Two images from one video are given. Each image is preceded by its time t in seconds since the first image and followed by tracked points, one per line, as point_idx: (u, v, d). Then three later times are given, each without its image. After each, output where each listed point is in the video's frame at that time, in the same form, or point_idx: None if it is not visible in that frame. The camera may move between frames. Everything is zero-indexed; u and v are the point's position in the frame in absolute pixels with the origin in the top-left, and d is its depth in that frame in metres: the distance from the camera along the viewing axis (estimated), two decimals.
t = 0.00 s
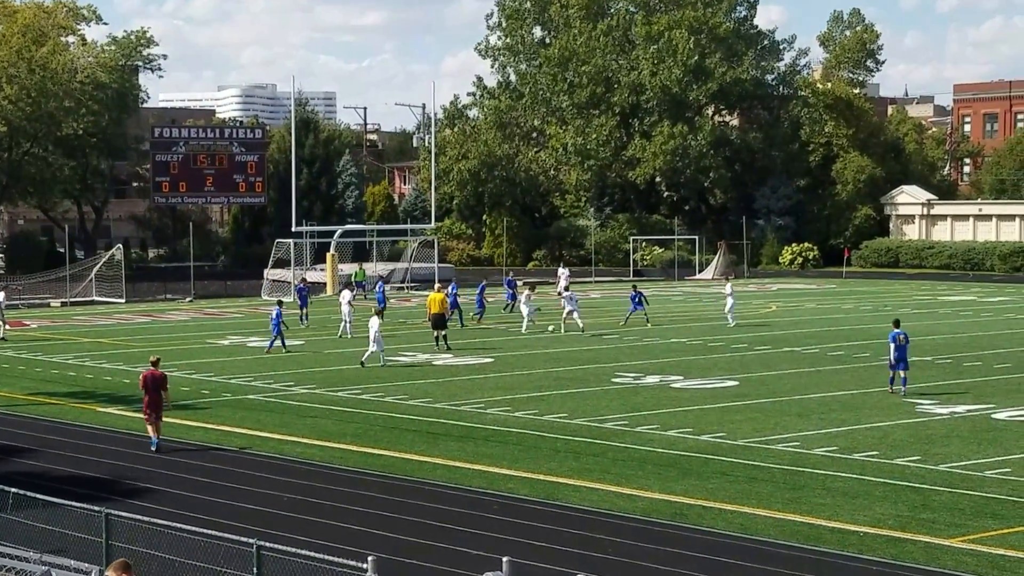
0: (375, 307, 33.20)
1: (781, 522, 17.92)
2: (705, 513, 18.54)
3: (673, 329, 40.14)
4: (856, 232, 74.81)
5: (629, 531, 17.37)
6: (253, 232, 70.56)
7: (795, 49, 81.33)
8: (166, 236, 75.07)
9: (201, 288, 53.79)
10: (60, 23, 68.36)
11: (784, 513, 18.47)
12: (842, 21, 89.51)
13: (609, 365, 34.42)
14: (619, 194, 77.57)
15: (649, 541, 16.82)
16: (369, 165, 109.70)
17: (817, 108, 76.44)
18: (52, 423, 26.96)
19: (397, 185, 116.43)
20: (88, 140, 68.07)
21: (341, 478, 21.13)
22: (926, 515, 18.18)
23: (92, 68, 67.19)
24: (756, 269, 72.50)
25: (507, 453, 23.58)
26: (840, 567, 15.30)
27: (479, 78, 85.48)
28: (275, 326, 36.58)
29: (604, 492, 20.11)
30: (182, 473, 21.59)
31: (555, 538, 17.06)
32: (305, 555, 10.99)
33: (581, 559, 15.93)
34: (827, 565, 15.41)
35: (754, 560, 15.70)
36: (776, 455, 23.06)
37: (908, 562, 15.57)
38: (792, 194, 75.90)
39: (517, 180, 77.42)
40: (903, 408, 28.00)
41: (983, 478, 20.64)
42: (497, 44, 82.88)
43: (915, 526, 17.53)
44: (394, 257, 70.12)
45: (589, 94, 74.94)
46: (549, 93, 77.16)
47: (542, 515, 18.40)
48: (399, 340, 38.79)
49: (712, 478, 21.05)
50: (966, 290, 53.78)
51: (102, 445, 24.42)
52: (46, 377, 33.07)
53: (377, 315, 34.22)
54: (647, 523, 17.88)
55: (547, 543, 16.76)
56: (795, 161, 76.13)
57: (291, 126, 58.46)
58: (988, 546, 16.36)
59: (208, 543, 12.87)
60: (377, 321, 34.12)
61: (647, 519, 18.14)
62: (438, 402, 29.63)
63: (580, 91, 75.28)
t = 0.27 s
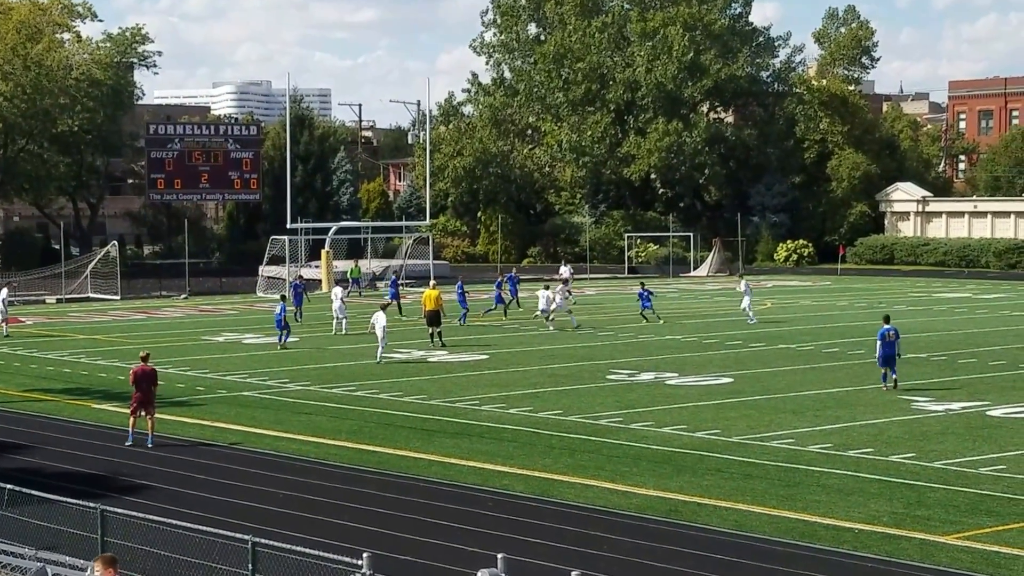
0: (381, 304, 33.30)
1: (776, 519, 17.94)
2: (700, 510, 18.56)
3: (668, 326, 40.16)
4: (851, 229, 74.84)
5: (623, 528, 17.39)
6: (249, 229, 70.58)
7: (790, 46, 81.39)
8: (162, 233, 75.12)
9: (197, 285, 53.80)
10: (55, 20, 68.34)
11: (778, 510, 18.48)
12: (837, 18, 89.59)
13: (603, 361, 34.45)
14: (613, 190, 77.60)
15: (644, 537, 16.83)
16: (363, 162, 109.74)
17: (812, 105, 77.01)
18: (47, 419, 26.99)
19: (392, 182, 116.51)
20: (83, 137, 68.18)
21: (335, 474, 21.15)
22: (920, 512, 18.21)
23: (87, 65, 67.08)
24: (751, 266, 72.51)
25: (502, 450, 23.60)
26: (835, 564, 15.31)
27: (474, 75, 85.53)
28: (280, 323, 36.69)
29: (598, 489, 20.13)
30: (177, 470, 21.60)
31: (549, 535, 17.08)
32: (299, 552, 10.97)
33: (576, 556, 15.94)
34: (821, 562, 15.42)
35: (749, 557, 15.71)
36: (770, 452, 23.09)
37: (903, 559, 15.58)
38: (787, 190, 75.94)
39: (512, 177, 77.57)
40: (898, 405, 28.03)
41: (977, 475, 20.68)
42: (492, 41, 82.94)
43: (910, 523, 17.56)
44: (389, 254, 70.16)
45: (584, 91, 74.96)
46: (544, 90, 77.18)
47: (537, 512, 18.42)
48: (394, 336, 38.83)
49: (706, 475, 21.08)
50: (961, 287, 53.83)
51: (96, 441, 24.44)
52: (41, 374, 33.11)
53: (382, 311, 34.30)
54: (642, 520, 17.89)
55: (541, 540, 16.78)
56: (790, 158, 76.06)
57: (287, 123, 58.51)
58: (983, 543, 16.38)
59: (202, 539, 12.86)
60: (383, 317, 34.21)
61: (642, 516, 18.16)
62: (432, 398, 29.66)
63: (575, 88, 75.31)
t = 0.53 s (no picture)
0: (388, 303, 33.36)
1: (773, 515, 17.98)
2: (697, 507, 18.58)
3: (665, 323, 40.16)
4: (848, 226, 74.89)
5: (619, 525, 17.39)
6: (246, 226, 70.62)
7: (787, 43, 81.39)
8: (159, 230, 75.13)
9: (194, 282, 53.83)
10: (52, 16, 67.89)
11: (776, 507, 18.51)
12: (834, 14, 89.60)
13: (601, 358, 34.46)
14: (610, 187, 77.55)
15: (642, 534, 16.85)
16: (361, 158, 109.82)
17: (809, 102, 76.94)
18: (45, 415, 27.01)
19: (390, 179, 116.52)
20: (81, 135, 68.24)
21: (333, 471, 21.15)
22: (918, 509, 18.23)
23: (84, 62, 66.69)
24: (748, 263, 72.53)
25: (499, 446, 23.62)
26: (832, 561, 15.33)
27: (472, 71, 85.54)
28: (286, 320, 36.79)
29: (595, 485, 20.15)
30: (174, 466, 21.61)
31: (547, 531, 17.08)
32: (296, 549, 10.90)
33: (573, 553, 15.94)
34: (818, 558, 15.45)
35: (747, 554, 15.71)
36: (767, 448, 23.10)
37: (900, 556, 15.59)
38: (784, 187, 76.00)
39: (509, 174, 77.57)
40: (896, 401, 28.03)
41: (974, 472, 20.69)
42: (489, 38, 82.96)
43: (908, 520, 17.54)
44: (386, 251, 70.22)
45: (581, 88, 74.99)
46: (541, 87, 77.22)
47: (534, 508, 18.44)
48: (391, 333, 38.82)
49: (704, 472, 21.10)
50: (959, 283, 53.82)
51: (93, 438, 24.45)
52: (39, 370, 33.12)
53: (389, 309, 34.35)
54: (639, 516, 17.91)
55: (539, 537, 16.78)
56: (787, 155, 76.02)
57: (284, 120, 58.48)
58: (981, 539, 16.40)
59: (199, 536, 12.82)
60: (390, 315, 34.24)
61: (640, 512, 18.18)
62: (430, 395, 29.68)
63: (572, 85, 75.33)
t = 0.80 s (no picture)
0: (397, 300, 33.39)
1: (772, 512, 18.00)
2: (697, 503, 18.60)
3: (665, 320, 40.15)
4: (847, 222, 74.93)
5: (619, 521, 17.41)
6: (246, 222, 70.69)
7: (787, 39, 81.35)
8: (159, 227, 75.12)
9: (194, 279, 53.86)
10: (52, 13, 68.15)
11: (775, 503, 18.52)
12: (834, 11, 89.53)
13: (600, 355, 34.46)
14: (609, 183, 77.59)
15: (641, 531, 16.87)
16: (361, 154, 109.85)
17: (808, 98, 76.55)
18: (45, 412, 27.03)
19: (390, 175, 116.55)
20: (81, 131, 68.19)
21: (334, 468, 21.16)
22: (917, 505, 18.25)
23: (84, 59, 67.01)
24: (748, 259, 72.56)
25: (499, 443, 23.64)
26: (831, 557, 15.34)
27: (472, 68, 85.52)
28: (294, 316, 36.74)
29: (595, 481, 20.17)
30: (173, 463, 21.63)
31: (547, 528, 17.10)
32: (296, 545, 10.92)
33: (572, 549, 15.96)
34: (817, 555, 15.47)
35: (746, 551, 15.73)
36: (767, 445, 23.11)
37: (900, 552, 15.60)
38: (784, 183, 76.00)
39: (508, 170, 77.63)
40: (896, 398, 28.04)
41: (974, 468, 20.71)
42: (489, 35, 82.93)
43: (907, 517, 17.57)
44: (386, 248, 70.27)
45: (581, 85, 74.99)
46: (540, 83, 77.24)
47: (533, 505, 18.46)
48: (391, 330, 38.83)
49: (704, 468, 21.12)
50: (959, 280, 53.81)
51: (93, 434, 24.46)
52: (39, 367, 33.13)
53: (399, 304, 34.36)
54: (638, 513, 17.93)
55: (538, 533, 16.80)
56: (787, 152, 76.06)
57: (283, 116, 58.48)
58: (980, 536, 16.41)
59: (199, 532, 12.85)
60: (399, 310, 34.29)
61: (639, 509, 18.21)
62: (430, 391, 29.70)
63: (571, 82, 75.33)
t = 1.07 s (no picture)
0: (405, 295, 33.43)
1: (772, 508, 18.02)
2: (696, 500, 18.62)
3: (665, 316, 40.16)
4: (847, 218, 74.92)
5: (618, 518, 17.42)
6: (245, 219, 70.72)
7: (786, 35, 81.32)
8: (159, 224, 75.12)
9: (194, 275, 53.88)
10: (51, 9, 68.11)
11: (774, 499, 18.56)
12: (834, 7, 89.46)
13: (600, 352, 34.49)
14: (609, 180, 77.60)
15: (641, 527, 16.90)
16: (361, 151, 109.86)
17: (808, 94, 76.48)
18: (46, 408, 27.04)
19: (389, 172, 116.60)
20: (81, 128, 68.08)
21: (333, 464, 21.18)
22: (917, 502, 18.27)
23: (84, 55, 67.09)
24: (747, 256, 72.55)
25: (499, 439, 23.66)
26: (829, 553, 15.40)
27: (472, 64, 85.50)
28: (302, 311, 36.70)
29: (594, 478, 20.20)
30: (173, 459, 21.64)
31: (547, 524, 17.12)
32: (297, 541, 10.94)
33: (572, 546, 15.98)
34: (817, 551, 15.50)
35: (746, 547, 15.75)
36: (767, 441, 23.14)
37: (898, 548, 15.64)
38: (784, 180, 76.06)
39: (508, 167, 77.61)
40: (896, 394, 28.07)
41: (973, 465, 20.75)
42: (488, 31, 82.90)
43: (906, 513, 17.59)
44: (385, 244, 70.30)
45: (581, 81, 74.97)
46: (540, 80, 77.24)
47: (533, 501, 18.48)
48: (390, 326, 38.85)
49: (704, 464, 21.14)
50: (959, 277, 53.84)
51: (93, 431, 24.47)
52: (39, 363, 33.15)
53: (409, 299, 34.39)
54: (639, 509, 17.95)
55: (538, 530, 16.83)
56: (787, 148, 76.07)
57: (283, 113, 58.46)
58: (980, 532, 16.44)
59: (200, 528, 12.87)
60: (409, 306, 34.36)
61: (639, 505, 18.24)
62: (429, 388, 29.73)
63: (571, 78, 75.31)
